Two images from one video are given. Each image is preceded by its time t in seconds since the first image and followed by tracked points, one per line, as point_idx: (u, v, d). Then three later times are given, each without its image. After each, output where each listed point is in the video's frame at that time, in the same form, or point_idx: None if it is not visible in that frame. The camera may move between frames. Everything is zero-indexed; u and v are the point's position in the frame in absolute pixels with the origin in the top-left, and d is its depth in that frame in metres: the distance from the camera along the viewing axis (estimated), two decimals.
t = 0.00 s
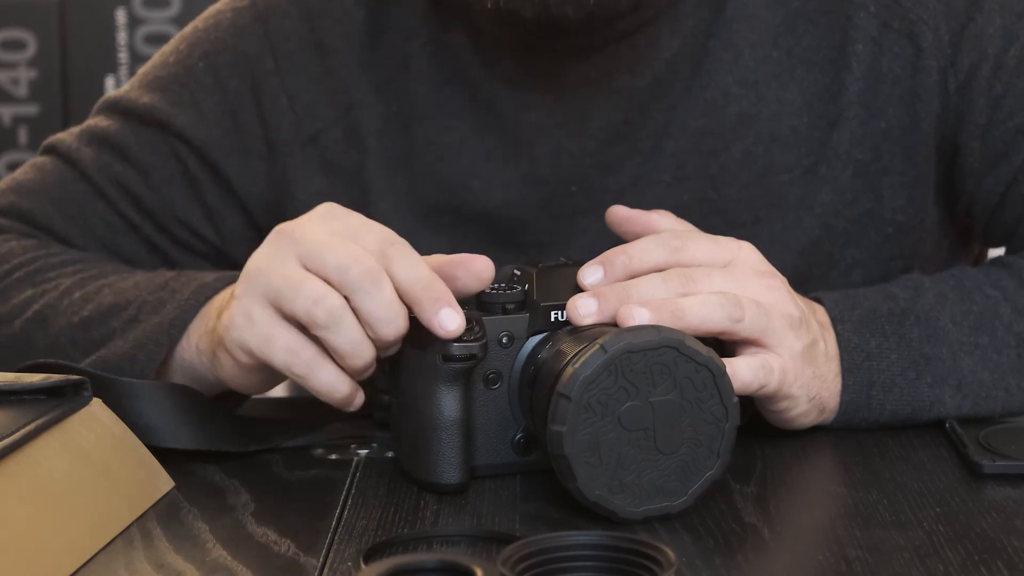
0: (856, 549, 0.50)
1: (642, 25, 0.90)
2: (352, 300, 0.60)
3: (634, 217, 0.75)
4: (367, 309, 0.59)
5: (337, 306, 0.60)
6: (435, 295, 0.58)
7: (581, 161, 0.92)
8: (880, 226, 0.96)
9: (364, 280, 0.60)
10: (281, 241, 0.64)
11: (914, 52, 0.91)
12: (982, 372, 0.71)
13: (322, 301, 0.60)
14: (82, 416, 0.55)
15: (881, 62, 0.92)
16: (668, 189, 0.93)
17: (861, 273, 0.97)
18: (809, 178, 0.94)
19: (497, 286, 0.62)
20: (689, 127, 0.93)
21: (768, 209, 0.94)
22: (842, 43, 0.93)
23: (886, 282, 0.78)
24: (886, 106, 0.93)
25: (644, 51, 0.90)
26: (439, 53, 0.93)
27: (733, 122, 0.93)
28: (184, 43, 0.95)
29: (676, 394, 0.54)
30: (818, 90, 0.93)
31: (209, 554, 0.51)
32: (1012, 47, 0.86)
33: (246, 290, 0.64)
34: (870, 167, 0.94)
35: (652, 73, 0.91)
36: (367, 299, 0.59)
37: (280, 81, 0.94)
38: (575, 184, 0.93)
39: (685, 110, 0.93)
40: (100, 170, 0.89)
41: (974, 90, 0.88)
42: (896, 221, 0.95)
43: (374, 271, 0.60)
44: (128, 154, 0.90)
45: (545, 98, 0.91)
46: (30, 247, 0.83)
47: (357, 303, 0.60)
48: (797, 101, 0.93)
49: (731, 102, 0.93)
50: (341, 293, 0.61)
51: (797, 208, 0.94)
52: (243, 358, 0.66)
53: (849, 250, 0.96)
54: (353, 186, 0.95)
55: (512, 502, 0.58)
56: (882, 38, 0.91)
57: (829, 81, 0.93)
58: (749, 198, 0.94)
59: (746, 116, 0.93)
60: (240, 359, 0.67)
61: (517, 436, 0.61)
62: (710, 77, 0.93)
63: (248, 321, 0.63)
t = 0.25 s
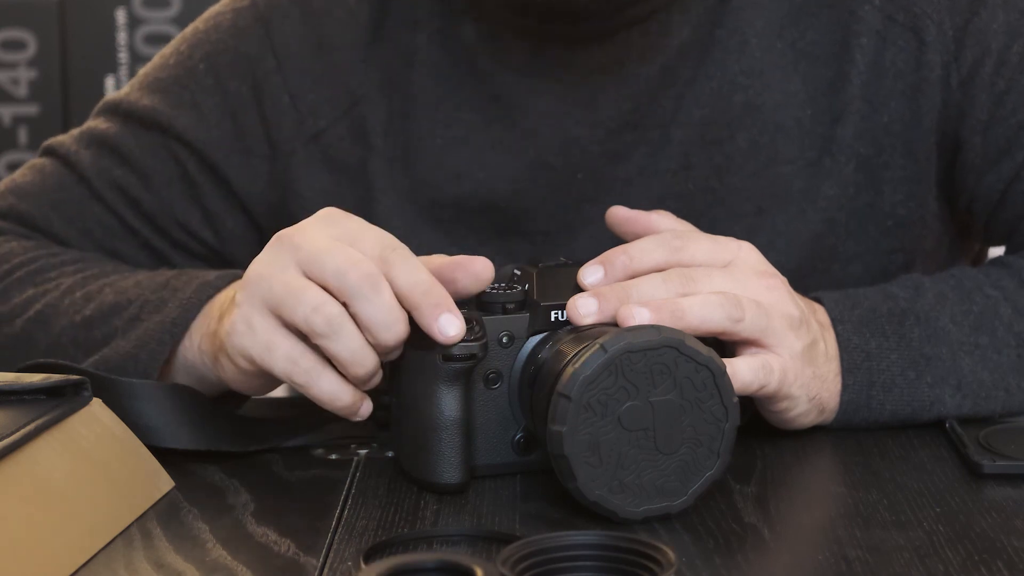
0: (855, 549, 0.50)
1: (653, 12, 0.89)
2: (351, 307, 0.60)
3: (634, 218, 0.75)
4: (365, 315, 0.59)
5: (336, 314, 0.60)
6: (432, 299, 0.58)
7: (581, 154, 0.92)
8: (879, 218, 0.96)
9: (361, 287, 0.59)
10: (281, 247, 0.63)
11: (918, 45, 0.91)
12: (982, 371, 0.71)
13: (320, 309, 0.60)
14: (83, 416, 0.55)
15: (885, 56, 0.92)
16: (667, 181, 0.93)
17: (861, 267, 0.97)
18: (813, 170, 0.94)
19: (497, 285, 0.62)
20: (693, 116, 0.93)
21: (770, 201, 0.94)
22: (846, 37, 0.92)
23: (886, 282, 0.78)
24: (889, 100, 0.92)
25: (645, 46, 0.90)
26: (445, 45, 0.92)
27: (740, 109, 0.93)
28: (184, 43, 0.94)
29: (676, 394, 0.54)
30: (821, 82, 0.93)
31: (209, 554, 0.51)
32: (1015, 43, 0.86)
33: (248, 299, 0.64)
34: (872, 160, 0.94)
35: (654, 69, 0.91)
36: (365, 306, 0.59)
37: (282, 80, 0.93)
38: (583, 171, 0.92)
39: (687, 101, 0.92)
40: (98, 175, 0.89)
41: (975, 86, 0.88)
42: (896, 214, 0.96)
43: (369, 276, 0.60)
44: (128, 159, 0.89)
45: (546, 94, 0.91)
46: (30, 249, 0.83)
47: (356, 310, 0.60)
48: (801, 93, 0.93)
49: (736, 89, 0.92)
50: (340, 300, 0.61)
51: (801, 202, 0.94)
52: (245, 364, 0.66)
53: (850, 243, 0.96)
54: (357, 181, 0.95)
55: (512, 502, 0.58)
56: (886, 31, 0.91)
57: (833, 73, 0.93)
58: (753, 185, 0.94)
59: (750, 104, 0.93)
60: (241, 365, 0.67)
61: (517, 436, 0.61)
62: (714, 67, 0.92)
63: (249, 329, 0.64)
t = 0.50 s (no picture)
0: (855, 549, 0.50)
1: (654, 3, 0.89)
2: (350, 312, 0.60)
3: (634, 218, 0.75)
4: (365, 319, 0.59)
5: (336, 318, 0.60)
6: (432, 302, 0.58)
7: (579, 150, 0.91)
8: (871, 214, 0.95)
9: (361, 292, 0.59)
10: (278, 252, 0.63)
11: (915, 42, 0.91)
12: (982, 371, 0.71)
13: (320, 315, 0.60)
14: (83, 416, 0.55)
15: (882, 51, 0.92)
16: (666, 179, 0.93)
17: (851, 261, 0.96)
18: (806, 164, 0.94)
19: (497, 286, 0.62)
20: (690, 105, 0.92)
21: (760, 193, 0.94)
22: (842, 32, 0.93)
23: (886, 282, 0.78)
24: (885, 96, 0.92)
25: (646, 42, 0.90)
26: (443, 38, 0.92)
27: (734, 100, 0.93)
28: (181, 33, 0.94)
29: (676, 394, 0.54)
30: (818, 75, 0.93)
31: (209, 553, 0.51)
32: (1014, 42, 0.86)
33: (246, 305, 0.63)
34: (864, 158, 0.94)
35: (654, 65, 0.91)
36: (365, 310, 0.59)
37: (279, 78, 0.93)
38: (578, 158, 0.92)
39: (685, 93, 0.92)
40: (97, 170, 0.89)
41: (975, 84, 0.88)
42: (887, 211, 0.95)
43: (368, 280, 0.60)
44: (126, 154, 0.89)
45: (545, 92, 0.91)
46: (31, 248, 0.83)
47: (356, 314, 0.60)
48: (797, 85, 0.93)
49: (733, 79, 0.92)
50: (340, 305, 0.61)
51: (796, 194, 0.94)
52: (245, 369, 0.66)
53: (841, 236, 0.96)
54: (355, 172, 0.94)
55: (512, 502, 0.58)
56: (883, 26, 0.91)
57: (830, 67, 0.93)
58: (741, 178, 0.94)
59: (747, 93, 0.93)
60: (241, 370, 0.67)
61: (517, 436, 0.61)
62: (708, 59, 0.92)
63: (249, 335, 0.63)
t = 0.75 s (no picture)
0: (855, 549, 0.50)
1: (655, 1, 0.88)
2: (350, 314, 0.60)
3: (635, 217, 0.75)
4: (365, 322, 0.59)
5: (336, 321, 0.60)
6: (431, 302, 0.58)
7: (579, 148, 0.91)
8: (871, 211, 0.96)
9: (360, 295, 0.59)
10: (277, 255, 0.63)
11: (913, 41, 0.91)
12: (982, 371, 0.71)
13: (320, 318, 0.60)
14: (83, 416, 0.55)
15: (880, 50, 0.92)
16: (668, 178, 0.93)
17: (852, 259, 0.96)
18: (808, 163, 0.94)
19: (498, 286, 0.62)
20: (690, 105, 0.92)
21: (763, 191, 0.93)
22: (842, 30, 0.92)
23: (886, 283, 0.78)
24: (884, 94, 0.92)
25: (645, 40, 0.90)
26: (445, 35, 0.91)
27: (734, 100, 0.92)
28: (181, 31, 0.94)
29: (676, 394, 0.54)
30: (818, 74, 0.93)
31: (209, 553, 0.51)
32: (1015, 41, 0.86)
33: (247, 308, 0.63)
34: (863, 157, 0.94)
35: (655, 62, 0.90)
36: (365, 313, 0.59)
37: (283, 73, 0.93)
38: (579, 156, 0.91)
39: (685, 93, 0.92)
40: (97, 169, 0.89)
41: (973, 83, 0.88)
42: (887, 208, 0.95)
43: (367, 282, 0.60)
44: (126, 152, 0.89)
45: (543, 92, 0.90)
46: (32, 248, 0.83)
47: (356, 316, 0.60)
48: (796, 84, 0.93)
49: (733, 79, 0.92)
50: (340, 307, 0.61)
51: (797, 194, 0.94)
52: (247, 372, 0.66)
53: (841, 234, 0.96)
54: (357, 170, 0.94)
55: (512, 502, 0.58)
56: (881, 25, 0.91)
57: (830, 65, 0.93)
58: (745, 176, 0.93)
59: (747, 93, 0.92)
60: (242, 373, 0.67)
61: (517, 436, 0.61)
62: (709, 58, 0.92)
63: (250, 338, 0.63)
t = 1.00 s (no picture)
0: (856, 549, 0.50)
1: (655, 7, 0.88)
2: (348, 313, 0.60)
3: (636, 214, 0.75)
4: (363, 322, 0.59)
5: (334, 320, 0.60)
6: (430, 301, 0.58)
7: (579, 150, 0.91)
8: (873, 214, 0.96)
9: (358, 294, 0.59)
10: (275, 253, 0.63)
11: (914, 42, 0.91)
12: (982, 371, 0.71)
13: (318, 317, 0.60)
14: (83, 416, 0.55)
15: (881, 52, 0.92)
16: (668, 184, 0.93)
17: (853, 262, 0.96)
18: (808, 166, 0.94)
19: (498, 285, 0.62)
20: (690, 110, 0.92)
21: (763, 194, 0.93)
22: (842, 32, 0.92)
23: (886, 282, 0.78)
24: (885, 95, 0.92)
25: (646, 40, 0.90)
26: (445, 38, 0.91)
27: (734, 105, 0.92)
28: (180, 33, 0.93)
29: (676, 394, 0.54)
30: (819, 75, 0.93)
31: (209, 553, 0.51)
32: (1016, 42, 0.86)
33: (244, 306, 0.63)
34: (864, 158, 0.94)
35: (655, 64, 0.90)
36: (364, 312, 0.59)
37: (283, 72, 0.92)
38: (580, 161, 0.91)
39: (686, 97, 0.92)
40: (96, 171, 0.89)
41: (974, 84, 0.88)
42: (888, 209, 0.95)
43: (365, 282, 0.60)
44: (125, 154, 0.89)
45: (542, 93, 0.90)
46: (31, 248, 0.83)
47: (355, 315, 0.60)
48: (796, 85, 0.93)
49: (733, 83, 0.92)
50: (338, 306, 0.61)
51: (797, 197, 0.94)
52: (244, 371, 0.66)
53: (843, 237, 0.96)
54: (355, 173, 0.94)
55: (512, 501, 0.58)
56: (882, 26, 0.91)
57: (830, 68, 0.93)
58: (745, 180, 0.93)
59: (747, 96, 0.92)
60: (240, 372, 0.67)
61: (517, 436, 0.61)
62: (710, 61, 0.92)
63: (247, 337, 0.63)
